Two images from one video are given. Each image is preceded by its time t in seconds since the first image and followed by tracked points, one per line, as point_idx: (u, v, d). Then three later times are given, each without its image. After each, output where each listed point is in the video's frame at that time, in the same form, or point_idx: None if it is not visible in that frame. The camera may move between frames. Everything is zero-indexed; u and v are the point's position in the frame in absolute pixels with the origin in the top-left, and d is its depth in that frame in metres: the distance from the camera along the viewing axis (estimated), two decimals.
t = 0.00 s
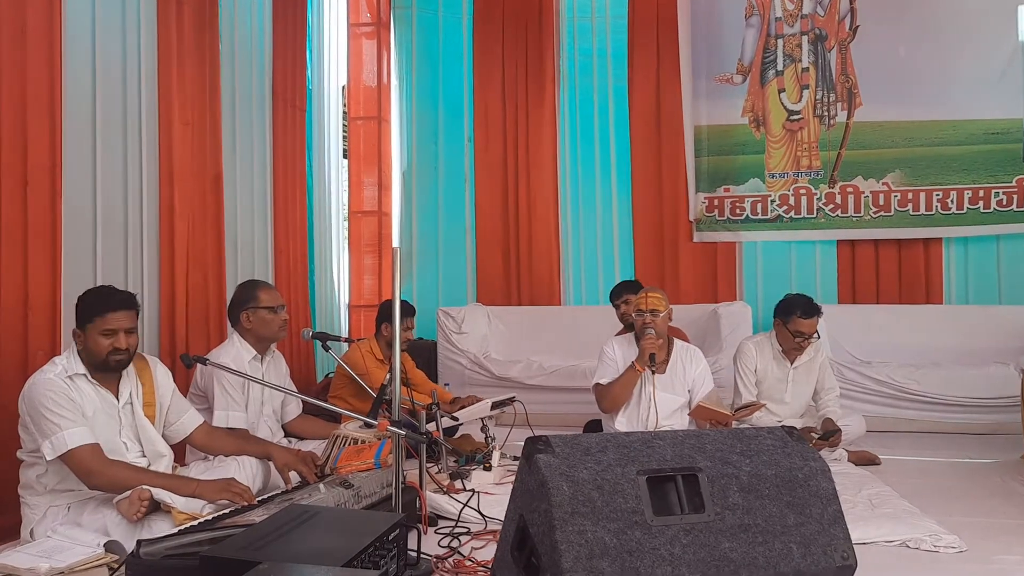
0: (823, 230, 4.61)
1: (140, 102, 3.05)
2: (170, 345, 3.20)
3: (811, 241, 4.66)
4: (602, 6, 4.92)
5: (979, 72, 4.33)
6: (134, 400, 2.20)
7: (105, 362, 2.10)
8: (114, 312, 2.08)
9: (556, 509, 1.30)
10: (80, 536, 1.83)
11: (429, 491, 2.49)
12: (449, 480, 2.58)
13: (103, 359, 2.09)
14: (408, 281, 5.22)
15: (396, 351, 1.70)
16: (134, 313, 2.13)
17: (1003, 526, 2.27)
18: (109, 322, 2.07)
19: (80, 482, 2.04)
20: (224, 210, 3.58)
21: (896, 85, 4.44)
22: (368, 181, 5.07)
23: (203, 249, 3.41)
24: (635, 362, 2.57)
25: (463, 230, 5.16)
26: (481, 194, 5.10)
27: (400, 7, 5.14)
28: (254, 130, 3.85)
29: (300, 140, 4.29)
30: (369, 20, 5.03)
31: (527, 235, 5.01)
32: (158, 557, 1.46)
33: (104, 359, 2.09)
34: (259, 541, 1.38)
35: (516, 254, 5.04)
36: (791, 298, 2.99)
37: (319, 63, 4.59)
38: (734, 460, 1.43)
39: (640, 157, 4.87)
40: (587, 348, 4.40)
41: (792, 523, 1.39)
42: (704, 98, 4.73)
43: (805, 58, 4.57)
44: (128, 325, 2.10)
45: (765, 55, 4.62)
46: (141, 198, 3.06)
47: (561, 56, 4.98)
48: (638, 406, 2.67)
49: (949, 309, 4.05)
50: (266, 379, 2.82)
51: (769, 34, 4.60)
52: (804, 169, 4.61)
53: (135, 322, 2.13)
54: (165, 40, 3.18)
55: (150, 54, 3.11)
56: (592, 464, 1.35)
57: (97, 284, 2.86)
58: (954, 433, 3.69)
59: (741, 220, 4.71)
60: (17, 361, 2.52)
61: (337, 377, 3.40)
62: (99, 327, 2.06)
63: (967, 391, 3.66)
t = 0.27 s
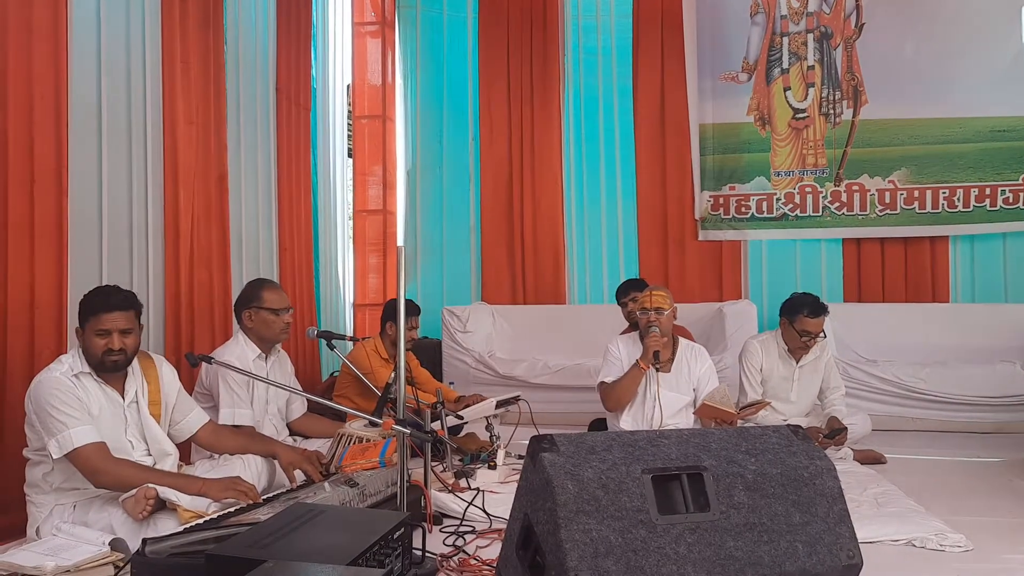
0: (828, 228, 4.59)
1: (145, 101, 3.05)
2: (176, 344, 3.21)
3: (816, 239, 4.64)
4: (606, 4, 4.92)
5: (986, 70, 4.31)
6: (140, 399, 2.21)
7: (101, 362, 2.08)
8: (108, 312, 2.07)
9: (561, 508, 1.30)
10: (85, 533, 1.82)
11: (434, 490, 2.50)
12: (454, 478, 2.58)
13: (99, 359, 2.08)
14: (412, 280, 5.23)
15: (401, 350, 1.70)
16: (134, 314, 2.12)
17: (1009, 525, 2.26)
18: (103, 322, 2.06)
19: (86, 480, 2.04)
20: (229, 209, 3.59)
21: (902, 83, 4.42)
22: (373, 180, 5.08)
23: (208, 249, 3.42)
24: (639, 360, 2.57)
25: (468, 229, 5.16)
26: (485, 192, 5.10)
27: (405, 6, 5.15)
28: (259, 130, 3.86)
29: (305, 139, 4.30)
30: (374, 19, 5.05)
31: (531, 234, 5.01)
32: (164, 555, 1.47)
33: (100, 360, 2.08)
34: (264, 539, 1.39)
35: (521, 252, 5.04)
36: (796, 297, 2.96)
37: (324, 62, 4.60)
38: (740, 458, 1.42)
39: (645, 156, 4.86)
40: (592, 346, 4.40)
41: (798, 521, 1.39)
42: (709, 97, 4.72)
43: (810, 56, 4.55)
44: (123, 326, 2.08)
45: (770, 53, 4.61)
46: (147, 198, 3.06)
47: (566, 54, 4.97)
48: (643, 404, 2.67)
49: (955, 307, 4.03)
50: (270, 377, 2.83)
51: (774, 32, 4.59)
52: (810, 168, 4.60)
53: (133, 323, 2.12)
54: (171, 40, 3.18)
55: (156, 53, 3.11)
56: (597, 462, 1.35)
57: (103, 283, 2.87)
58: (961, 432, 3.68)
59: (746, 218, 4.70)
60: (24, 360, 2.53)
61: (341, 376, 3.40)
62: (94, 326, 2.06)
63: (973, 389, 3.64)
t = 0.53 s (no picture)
0: (835, 226, 4.58)
1: (151, 101, 3.06)
2: (182, 342, 3.22)
3: (822, 237, 4.63)
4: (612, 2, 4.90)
5: (994, 66, 4.29)
6: (145, 397, 2.22)
7: (106, 361, 2.09)
8: (111, 311, 2.07)
9: (566, 507, 1.30)
10: (90, 532, 1.79)
11: (439, 488, 2.50)
12: (460, 476, 2.58)
13: (103, 358, 2.09)
14: (418, 279, 5.23)
15: (405, 348, 1.69)
16: (137, 312, 2.13)
17: (1017, 523, 2.25)
18: (106, 321, 2.06)
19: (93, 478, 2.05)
20: (235, 209, 3.60)
21: (909, 80, 4.40)
22: (378, 179, 5.12)
23: (214, 247, 3.43)
24: (645, 358, 2.56)
25: (473, 228, 5.16)
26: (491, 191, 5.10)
27: (410, 4, 5.14)
28: (265, 129, 3.86)
29: (310, 138, 4.30)
30: (379, 18, 5.06)
31: (537, 232, 5.01)
32: (171, 553, 1.47)
33: (105, 358, 2.09)
34: (270, 538, 1.39)
35: (526, 251, 5.04)
36: (805, 294, 2.95)
37: (329, 61, 4.60)
38: (746, 457, 1.42)
39: (650, 154, 4.85)
40: (598, 344, 4.39)
41: (804, 520, 1.38)
42: (714, 95, 4.71)
43: (816, 54, 4.53)
44: (126, 325, 2.08)
45: (777, 51, 4.59)
46: (153, 197, 3.07)
47: (571, 52, 4.96)
48: (648, 402, 2.66)
49: (962, 305, 4.02)
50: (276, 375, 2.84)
51: (780, 30, 4.57)
52: (816, 165, 4.58)
53: (136, 321, 2.12)
54: (177, 40, 3.19)
55: (162, 52, 3.12)
56: (602, 461, 1.35)
57: (110, 281, 2.87)
58: (968, 430, 3.66)
59: (752, 216, 4.69)
60: (32, 359, 2.54)
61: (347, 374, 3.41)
62: (97, 325, 2.06)
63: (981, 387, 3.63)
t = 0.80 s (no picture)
0: (840, 224, 4.56)
1: (156, 100, 3.07)
2: (187, 341, 3.22)
3: (828, 235, 4.61)
4: None
5: (1000, 62, 4.27)
6: (150, 396, 2.23)
7: (109, 360, 2.09)
8: (115, 310, 2.07)
9: (571, 505, 1.30)
10: (97, 531, 1.82)
11: (444, 487, 2.50)
12: (464, 475, 2.59)
13: (107, 357, 2.09)
14: (422, 278, 5.23)
15: (410, 347, 1.69)
16: (140, 311, 2.13)
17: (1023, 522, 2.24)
18: (110, 320, 2.06)
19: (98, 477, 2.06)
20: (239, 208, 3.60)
21: (915, 77, 4.38)
22: (382, 177, 5.14)
23: (219, 247, 3.43)
24: (648, 356, 2.56)
25: (478, 226, 5.16)
26: (495, 189, 5.10)
27: (414, 2, 5.14)
28: (269, 128, 3.87)
29: (314, 137, 4.31)
30: (383, 17, 5.06)
31: (541, 230, 5.01)
32: (175, 552, 1.48)
33: (108, 357, 2.09)
34: (274, 536, 1.39)
35: (531, 249, 5.04)
36: (809, 293, 2.94)
37: (333, 60, 4.61)
38: (750, 455, 1.41)
39: (655, 152, 4.85)
40: (602, 343, 4.39)
41: (809, 519, 1.38)
42: (719, 92, 4.69)
43: (822, 51, 4.51)
44: (129, 324, 2.08)
45: (782, 48, 4.57)
46: (157, 196, 3.08)
47: (575, 50, 4.96)
48: (653, 401, 2.66)
49: (968, 303, 4.00)
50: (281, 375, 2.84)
51: (785, 27, 4.55)
52: (821, 163, 4.56)
53: (139, 320, 2.12)
54: (181, 39, 3.20)
55: (166, 52, 3.13)
56: (606, 459, 1.35)
57: (115, 280, 2.88)
58: (974, 429, 3.64)
59: (757, 214, 4.68)
60: (38, 357, 2.55)
61: (351, 373, 3.41)
62: (100, 324, 2.06)
63: (987, 386, 3.61)
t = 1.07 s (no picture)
0: (842, 223, 4.55)
1: (158, 100, 3.07)
2: (190, 341, 3.23)
3: (830, 234, 4.60)
4: None
5: (1002, 60, 4.26)
6: (151, 396, 2.23)
7: (108, 360, 2.10)
8: (113, 310, 2.08)
9: (572, 505, 1.30)
10: (98, 531, 1.84)
11: (446, 486, 2.50)
12: (466, 475, 2.59)
13: (106, 357, 2.09)
14: (424, 279, 5.24)
15: (411, 347, 1.69)
16: (139, 311, 2.13)
17: None
18: (108, 320, 2.06)
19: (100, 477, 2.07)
20: (241, 209, 3.61)
21: (917, 75, 4.37)
22: (385, 177, 5.11)
23: (221, 247, 3.44)
24: (650, 355, 2.55)
25: (480, 226, 5.16)
26: (497, 189, 5.10)
27: (415, 2, 5.14)
28: (271, 129, 3.87)
29: (316, 137, 4.31)
30: (384, 17, 5.10)
31: (543, 230, 5.01)
32: (177, 552, 1.48)
33: (107, 357, 2.09)
34: (275, 537, 1.40)
35: (533, 248, 5.04)
36: (812, 293, 2.93)
37: (335, 61, 4.61)
38: (752, 454, 1.41)
39: (657, 152, 4.84)
40: (604, 342, 4.38)
41: (811, 518, 1.38)
42: (721, 92, 4.69)
43: (824, 49, 4.50)
44: (127, 324, 2.09)
45: (783, 47, 4.56)
46: (159, 196, 3.09)
47: (577, 50, 4.96)
48: (655, 400, 2.67)
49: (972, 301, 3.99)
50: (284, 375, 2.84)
51: (787, 26, 4.55)
52: (823, 162, 4.56)
53: (138, 320, 2.12)
54: (183, 40, 3.20)
55: (168, 53, 3.13)
56: (608, 459, 1.35)
57: (117, 281, 2.89)
58: (977, 427, 3.64)
59: (759, 213, 4.67)
60: (40, 358, 2.56)
61: (354, 373, 3.42)
62: (99, 325, 2.07)
63: (990, 384, 3.60)
